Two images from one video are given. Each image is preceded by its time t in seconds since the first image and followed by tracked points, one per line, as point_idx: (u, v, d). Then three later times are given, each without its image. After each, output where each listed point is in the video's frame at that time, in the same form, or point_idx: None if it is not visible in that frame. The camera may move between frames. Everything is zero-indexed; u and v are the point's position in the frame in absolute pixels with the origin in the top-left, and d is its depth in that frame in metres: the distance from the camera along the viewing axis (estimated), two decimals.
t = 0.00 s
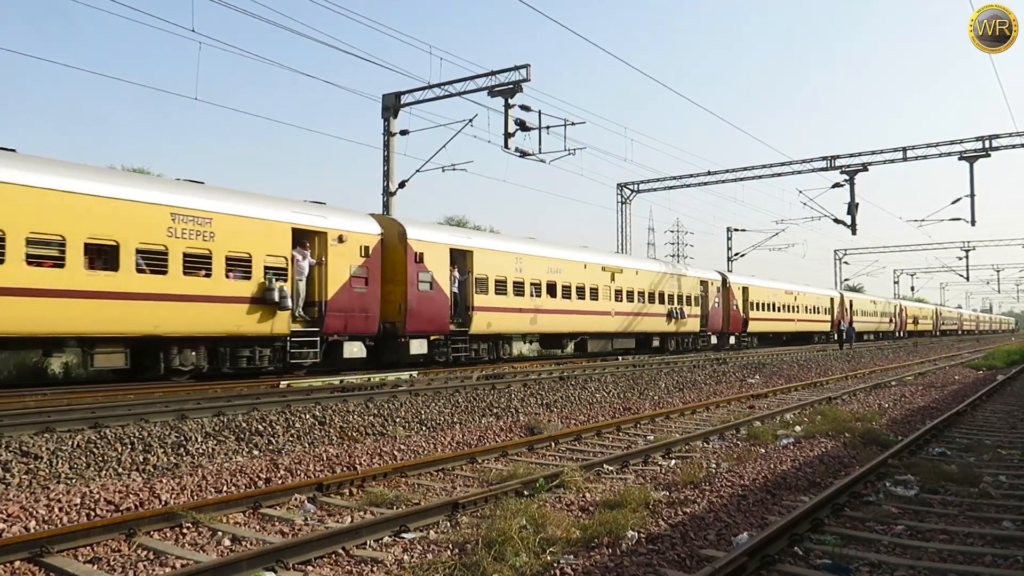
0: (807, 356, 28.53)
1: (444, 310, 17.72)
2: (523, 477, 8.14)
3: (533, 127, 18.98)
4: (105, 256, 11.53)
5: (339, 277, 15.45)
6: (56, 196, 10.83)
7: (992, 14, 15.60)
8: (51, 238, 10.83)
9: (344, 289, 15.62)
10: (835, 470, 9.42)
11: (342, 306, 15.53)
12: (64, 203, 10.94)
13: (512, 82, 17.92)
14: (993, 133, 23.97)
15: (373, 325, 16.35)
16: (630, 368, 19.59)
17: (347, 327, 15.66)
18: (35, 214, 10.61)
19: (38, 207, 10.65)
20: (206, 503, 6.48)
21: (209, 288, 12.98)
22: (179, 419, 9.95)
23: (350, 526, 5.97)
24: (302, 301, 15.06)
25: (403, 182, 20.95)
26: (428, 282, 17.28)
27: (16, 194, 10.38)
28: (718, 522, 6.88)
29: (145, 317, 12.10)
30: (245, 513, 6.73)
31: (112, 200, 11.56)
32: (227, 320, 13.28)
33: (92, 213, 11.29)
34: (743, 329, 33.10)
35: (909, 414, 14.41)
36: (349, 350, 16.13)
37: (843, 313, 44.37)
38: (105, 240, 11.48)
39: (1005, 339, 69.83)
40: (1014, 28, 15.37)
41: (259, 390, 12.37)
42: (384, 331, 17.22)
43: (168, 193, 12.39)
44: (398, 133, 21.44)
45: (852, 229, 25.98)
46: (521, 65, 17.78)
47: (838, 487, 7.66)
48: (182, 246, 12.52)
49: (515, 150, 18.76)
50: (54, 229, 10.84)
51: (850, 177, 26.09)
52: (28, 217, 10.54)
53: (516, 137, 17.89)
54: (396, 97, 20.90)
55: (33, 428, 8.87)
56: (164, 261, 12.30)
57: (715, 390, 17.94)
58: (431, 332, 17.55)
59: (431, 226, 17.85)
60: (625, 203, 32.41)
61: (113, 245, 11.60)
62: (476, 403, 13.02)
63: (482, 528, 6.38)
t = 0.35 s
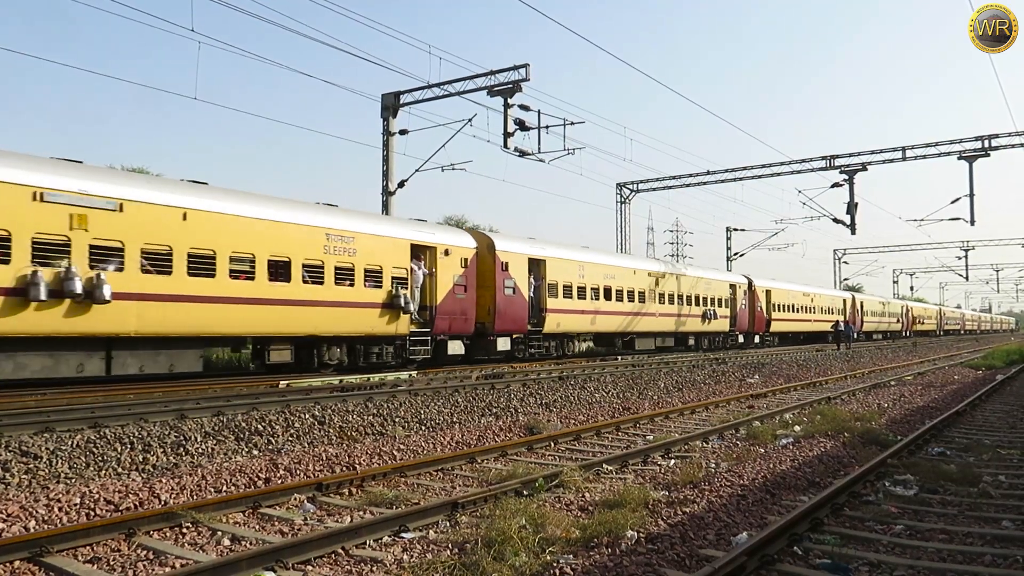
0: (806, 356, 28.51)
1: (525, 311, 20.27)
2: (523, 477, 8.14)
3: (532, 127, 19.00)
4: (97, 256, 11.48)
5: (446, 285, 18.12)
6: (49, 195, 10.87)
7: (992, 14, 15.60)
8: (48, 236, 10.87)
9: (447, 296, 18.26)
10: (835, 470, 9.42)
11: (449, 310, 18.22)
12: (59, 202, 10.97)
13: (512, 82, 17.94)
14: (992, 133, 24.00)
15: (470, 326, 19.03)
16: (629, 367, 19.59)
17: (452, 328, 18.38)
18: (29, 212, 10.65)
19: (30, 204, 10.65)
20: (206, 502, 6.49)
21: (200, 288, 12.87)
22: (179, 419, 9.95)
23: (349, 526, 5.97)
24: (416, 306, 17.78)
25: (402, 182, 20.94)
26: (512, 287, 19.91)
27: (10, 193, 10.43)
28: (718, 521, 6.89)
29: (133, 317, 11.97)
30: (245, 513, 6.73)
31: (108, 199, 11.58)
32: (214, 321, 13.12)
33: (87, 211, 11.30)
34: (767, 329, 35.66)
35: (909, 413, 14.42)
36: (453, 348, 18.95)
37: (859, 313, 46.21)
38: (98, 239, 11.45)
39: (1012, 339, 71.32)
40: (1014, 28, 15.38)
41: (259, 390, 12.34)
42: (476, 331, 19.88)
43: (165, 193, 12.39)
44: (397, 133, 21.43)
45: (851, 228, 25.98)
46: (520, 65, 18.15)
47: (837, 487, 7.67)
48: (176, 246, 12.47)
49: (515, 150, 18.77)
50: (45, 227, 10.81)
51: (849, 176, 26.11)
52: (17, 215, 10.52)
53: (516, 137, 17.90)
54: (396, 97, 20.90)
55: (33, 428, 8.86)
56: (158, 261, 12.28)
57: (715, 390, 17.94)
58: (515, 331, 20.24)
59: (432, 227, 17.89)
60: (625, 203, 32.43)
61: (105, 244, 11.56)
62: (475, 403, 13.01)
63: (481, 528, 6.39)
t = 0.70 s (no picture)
0: (807, 356, 28.49)
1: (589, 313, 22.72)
2: (523, 476, 8.14)
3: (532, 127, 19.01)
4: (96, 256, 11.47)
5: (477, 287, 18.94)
6: (49, 194, 10.87)
7: (992, 14, 15.59)
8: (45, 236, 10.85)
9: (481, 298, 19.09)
10: (835, 469, 9.42)
11: (529, 312, 20.66)
12: (58, 202, 10.97)
13: (512, 82, 17.95)
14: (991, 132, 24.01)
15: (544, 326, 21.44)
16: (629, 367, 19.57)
17: (531, 329, 20.89)
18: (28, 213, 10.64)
19: (29, 204, 10.64)
20: (206, 501, 6.49)
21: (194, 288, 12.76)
22: (179, 418, 9.94)
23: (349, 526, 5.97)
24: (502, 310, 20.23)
25: (403, 181, 20.93)
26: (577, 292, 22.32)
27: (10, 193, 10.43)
28: (718, 521, 6.89)
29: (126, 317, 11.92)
30: (245, 513, 6.73)
31: (108, 199, 11.58)
32: (207, 321, 12.98)
33: (87, 210, 11.30)
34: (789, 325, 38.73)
35: (909, 413, 14.41)
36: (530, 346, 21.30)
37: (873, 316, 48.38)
38: (97, 239, 11.45)
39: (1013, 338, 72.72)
40: (1014, 28, 15.37)
41: (259, 390, 12.32)
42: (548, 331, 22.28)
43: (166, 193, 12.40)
44: (398, 133, 21.44)
45: (852, 228, 25.97)
46: (521, 65, 18.16)
47: (838, 486, 7.66)
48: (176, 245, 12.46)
49: (515, 150, 18.77)
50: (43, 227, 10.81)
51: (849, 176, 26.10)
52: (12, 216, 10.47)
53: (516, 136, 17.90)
54: (396, 97, 20.90)
55: (34, 428, 8.86)
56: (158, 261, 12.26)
57: (715, 390, 17.94)
58: (577, 331, 22.56)
59: (435, 227, 17.88)
60: (626, 203, 32.43)
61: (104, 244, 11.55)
62: (476, 402, 13.01)
63: (481, 527, 6.40)
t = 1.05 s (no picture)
0: (807, 356, 28.49)
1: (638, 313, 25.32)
2: (523, 476, 8.14)
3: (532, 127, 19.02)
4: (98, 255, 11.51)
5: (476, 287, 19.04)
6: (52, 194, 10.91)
7: (992, 14, 15.59)
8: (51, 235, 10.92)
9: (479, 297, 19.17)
10: (834, 469, 9.42)
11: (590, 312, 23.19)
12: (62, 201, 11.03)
13: (512, 82, 17.98)
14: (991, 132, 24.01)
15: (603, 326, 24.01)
16: (629, 367, 19.58)
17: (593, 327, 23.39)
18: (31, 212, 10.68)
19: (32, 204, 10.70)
20: (206, 501, 6.49)
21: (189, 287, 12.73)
22: (179, 418, 9.94)
23: (349, 526, 5.97)
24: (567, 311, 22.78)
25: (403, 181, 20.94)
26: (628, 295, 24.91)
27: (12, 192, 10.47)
28: (718, 521, 6.89)
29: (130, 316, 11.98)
30: (245, 512, 6.74)
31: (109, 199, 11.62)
32: (194, 320, 12.83)
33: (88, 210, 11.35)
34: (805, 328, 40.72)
35: (908, 413, 14.43)
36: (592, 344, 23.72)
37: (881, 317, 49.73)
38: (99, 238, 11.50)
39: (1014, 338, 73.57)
40: (1014, 28, 15.37)
41: (258, 390, 12.32)
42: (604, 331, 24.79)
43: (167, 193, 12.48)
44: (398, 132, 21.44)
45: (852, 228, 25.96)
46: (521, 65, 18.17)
47: (838, 486, 7.66)
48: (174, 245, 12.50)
49: (515, 149, 18.79)
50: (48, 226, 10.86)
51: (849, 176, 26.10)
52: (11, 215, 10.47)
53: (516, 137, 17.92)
54: (396, 97, 20.91)
55: (34, 428, 8.86)
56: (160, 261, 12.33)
57: (714, 390, 17.95)
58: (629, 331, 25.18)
59: (434, 226, 18.02)
60: (625, 203, 32.43)
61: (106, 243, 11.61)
62: (475, 402, 13.02)
63: (481, 527, 6.40)
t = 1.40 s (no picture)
0: (807, 357, 28.48)
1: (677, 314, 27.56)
2: (523, 477, 8.14)
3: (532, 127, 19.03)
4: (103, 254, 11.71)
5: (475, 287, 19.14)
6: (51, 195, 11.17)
7: (992, 14, 15.60)
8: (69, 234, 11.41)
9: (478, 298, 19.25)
10: (835, 470, 9.42)
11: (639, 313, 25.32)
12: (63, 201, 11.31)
13: (512, 82, 17.97)
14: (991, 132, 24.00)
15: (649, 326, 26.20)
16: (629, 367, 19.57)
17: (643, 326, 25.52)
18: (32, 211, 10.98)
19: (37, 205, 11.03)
20: (205, 502, 6.48)
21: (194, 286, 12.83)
22: (179, 419, 9.95)
23: (349, 526, 5.97)
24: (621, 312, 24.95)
25: (403, 182, 20.93)
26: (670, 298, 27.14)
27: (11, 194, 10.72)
28: (718, 521, 6.89)
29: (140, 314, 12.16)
30: (245, 513, 6.73)
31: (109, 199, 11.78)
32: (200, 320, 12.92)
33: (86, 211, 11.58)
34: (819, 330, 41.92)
35: (909, 413, 14.43)
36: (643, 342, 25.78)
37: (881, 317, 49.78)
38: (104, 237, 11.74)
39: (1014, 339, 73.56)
40: (1014, 28, 15.38)
41: (259, 390, 12.34)
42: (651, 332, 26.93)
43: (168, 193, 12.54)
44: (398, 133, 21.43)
45: (852, 229, 25.97)
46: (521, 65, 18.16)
47: (838, 487, 7.67)
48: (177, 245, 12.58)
49: (515, 150, 18.79)
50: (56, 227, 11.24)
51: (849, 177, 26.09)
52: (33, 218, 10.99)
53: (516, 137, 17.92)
54: (396, 97, 20.90)
55: (34, 428, 8.87)
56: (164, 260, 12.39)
57: (714, 390, 17.96)
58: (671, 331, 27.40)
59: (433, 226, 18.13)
60: (626, 203, 32.42)
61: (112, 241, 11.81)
62: (476, 403, 13.02)
63: (481, 528, 6.40)
